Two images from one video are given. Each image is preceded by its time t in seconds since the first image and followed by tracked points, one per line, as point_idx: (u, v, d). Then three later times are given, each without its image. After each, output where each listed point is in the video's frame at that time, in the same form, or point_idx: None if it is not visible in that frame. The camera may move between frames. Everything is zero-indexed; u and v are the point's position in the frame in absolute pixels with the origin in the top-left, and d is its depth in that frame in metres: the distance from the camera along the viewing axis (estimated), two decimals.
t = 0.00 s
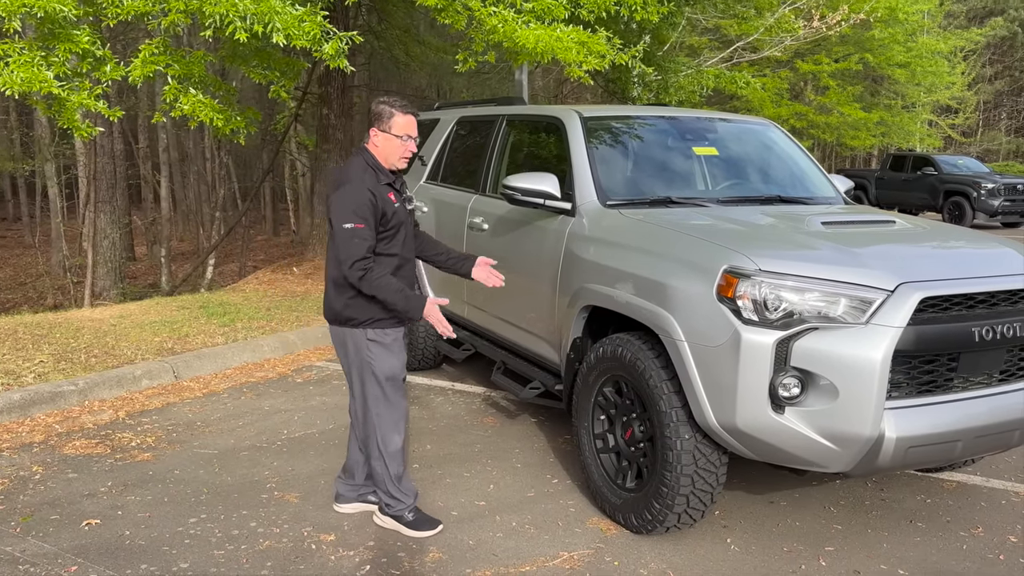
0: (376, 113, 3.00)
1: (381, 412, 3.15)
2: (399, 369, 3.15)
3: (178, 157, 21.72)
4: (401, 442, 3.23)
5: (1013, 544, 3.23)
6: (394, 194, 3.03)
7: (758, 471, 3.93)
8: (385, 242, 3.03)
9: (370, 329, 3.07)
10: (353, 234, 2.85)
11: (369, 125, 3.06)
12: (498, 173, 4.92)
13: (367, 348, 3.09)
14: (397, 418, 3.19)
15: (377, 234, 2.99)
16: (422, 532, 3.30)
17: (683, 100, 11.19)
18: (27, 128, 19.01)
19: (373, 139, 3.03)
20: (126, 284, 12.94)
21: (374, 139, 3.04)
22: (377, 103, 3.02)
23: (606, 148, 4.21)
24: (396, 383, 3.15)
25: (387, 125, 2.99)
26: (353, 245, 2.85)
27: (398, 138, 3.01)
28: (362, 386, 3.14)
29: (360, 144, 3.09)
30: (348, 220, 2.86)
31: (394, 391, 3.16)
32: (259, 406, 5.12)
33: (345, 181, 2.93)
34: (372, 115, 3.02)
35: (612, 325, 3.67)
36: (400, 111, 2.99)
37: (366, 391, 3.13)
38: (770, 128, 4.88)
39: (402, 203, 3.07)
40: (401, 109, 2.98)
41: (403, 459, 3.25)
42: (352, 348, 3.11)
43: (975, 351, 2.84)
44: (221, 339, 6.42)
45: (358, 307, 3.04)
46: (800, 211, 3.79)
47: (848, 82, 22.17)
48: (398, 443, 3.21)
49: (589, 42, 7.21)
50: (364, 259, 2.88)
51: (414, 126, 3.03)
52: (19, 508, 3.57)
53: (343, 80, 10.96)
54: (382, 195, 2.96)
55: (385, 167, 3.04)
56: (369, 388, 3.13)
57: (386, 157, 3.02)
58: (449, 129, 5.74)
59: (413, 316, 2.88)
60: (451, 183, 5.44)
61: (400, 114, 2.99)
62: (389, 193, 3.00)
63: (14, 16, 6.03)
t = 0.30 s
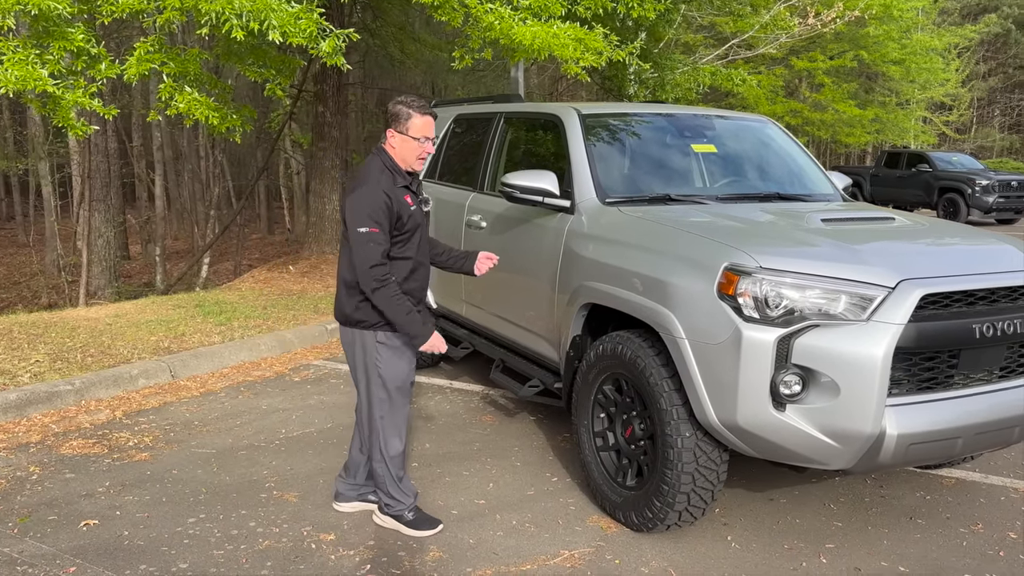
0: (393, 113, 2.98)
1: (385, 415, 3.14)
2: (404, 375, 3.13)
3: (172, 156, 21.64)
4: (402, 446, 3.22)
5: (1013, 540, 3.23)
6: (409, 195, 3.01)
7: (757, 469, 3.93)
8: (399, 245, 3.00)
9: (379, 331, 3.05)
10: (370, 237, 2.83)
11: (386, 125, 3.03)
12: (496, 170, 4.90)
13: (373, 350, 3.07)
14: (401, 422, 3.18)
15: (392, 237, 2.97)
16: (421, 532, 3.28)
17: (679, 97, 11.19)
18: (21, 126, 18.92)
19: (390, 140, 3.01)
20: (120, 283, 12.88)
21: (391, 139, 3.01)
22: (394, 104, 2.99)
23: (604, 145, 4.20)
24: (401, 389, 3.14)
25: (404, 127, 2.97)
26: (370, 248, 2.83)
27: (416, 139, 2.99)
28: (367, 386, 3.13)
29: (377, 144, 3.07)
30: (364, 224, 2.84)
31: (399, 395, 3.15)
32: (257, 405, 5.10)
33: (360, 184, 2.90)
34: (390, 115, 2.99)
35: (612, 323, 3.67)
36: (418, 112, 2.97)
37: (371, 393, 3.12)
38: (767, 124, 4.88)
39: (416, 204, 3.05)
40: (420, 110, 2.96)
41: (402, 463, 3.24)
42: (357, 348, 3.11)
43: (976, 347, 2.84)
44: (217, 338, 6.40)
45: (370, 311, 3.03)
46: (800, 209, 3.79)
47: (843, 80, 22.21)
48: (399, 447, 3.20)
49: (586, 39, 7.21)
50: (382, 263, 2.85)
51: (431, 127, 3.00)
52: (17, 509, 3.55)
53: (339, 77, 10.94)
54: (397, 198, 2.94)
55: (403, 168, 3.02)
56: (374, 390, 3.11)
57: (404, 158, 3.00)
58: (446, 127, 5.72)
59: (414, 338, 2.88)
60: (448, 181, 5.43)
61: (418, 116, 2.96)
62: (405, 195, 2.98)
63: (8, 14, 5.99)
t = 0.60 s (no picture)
0: (411, 114, 2.94)
1: (384, 413, 3.13)
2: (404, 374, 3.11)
3: (164, 152, 21.52)
4: (400, 445, 3.21)
5: (1010, 533, 3.24)
6: (418, 197, 2.98)
7: (755, 463, 3.93)
8: (406, 247, 2.98)
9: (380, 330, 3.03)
10: (377, 242, 2.81)
11: (401, 124, 2.99)
12: (492, 165, 4.87)
13: (373, 348, 3.05)
14: (400, 421, 3.17)
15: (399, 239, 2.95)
16: (418, 529, 3.28)
17: (674, 92, 11.17)
18: (11, 123, 18.78)
19: (404, 139, 2.98)
20: (113, 279, 12.81)
21: (406, 139, 2.99)
22: (413, 104, 2.94)
23: (599, 140, 4.18)
24: (401, 388, 3.13)
25: (421, 130, 2.94)
26: (377, 254, 2.81)
27: (432, 142, 2.98)
28: (367, 384, 3.11)
29: (388, 141, 3.03)
30: (372, 227, 2.81)
31: (399, 395, 3.13)
32: (252, 402, 5.07)
33: (370, 185, 2.86)
34: (407, 116, 2.95)
35: (608, 318, 3.65)
36: (437, 115, 2.95)
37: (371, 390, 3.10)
38: (763, 118, 4.87)
39: (424, 205, 3.03)
40: (439, 114, 2.94)
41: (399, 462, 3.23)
42: (357, 345, 3.09)
43: (974, 341, 2.83)
44: (211, 335, 6.36)
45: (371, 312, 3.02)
46: (796, 202, 3.78)
47: (837, 75, 22.22)
48: (397, 446, 3.19)
49: (580, 33, 7.17)
50: (388, 269, 2.84)
51: (446, 131, 2.99)
52: (10, 507, 3.53)
53: (332, 72, 10.89)
54: (406, 200, 2.91)
55: (414, 168, 3.02)
56: (374, 388, 3.09)
57: (416, 159, 2.99)
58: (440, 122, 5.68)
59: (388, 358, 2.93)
60: (444, 176, 5.40)
61: (436, 120, 2.94)
62: (413, 197, 2.96)
63: None
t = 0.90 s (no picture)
0: (413, 112, 2.89)
1: (375, 410, 3.08)
2: (396, 371, 3.07)
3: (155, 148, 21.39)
4: (393, 442, 3.16)
5: (1011, 530, 3.22)
6: (418, 197, 2.94)
7: (754, 460, 3.90)
8: (405, 247, 2.94)
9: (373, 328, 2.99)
10: (376, 242, 2.76)
11: (402, 122, 2.94)
12: (488, 160, 4.82)
13: (365, 344, 3.01)
14: (393, 418, 3.13)
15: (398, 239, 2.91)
16: (414, 528, 3.24)
17: (669, 87, 11.15)
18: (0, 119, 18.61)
19: (405, 138, 2.93)
20: (104, 277, 12.71)
21: (407, 137, 2.94)
22: (415, 102, 2.90)
23: (595, 134, 4.14)
24: (393, 385, 3.08)
25: (423, 129, 2.89)
26: (376, 255, 2.76)
27: (433, 142, 2.93)
28: (356, 380, 3.07)
29: (389, 138, 2.98)
30: (372, 227, 2.76)
31: (390, 391, 3.09)
32: (245, 400, 5.02)
33: (371, 184, 2.81)
34: (409, 114, 2.90)
35: (606, 315, 3.61)
36: (439, 115, 2.89)
37: (360, 387, 3.06)
38: (760, 113, 4.83)
39: (423, 205, 2.98)
40: (441, 112, 2.89)
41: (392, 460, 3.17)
42: (349, 341, 3.04)
43: (976, 336, 2.81)
44: (204, 333, 6.30)
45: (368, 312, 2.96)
46: (794, 197, 3.76)
47: (830, 70, 22.24)
48: (390, 444, 3.14)
49: (575, 27, 7.12)
50: (387, 269, 2.79)
51: (448, 131, 2.94)
52: None
53: (325, 68, 10.82)
54: (406, 200, 2.87)
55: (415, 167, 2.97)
56: (364, 384, 3.05)
57: (416, 158, 2.94)
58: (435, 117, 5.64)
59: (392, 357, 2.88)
60: (439, 171, 5.36)
61: (438, 119, 2.89)
62: (413, 197, 2.91)
63: None
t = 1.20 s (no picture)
0: (411, 103, 2.82)
1: (373, 409, 3.00)
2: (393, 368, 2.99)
3: (144, 144, 21.18)
4: (390, 443, 3.07)
5: (1020, 529, 3.17)
6: (415, 191, 2.86)
7: (757, 459, 3.84)
8: (403, 242, 2.86)
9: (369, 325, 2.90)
10: (373, 238, 2.68)
11: (399, 114, 2.87)
12: (485, 155, 4.74)
13: (363, 342, 2.93)
14: (390, 417, 3.05)
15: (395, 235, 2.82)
16: (412, 531, 3.16)
17: (665, 82, 11.10)
18: None
19: (402, 130, 2.85)
20: (93, 274, 12.55)
21: (404, 130, 2.86)
22: (412, 92, 2.82)
23: (593, 128, 4.06)
24: (390, 384, 3.00)
25: (421, 120, 2.82)
26: (373, 251, 2.68)
27: (431, 133, 2.85)
28: (353, 379, 2.99)
29: (386, 130, 2.90)
30: (369, 223, 2.68)
31: (387, 390, 3.01)
32: (238, 400, 4.93)
33: (367, 178, 2.73)
34: (406, 105, 2.83)
35: (608, 312, 3.54)
36: (437, 106, 2.83)
37: (357, 386, 2.98)
38: (761, 106, 4.76)
39: (421, 199, 2.90)
40: (440, 103, 2.82)
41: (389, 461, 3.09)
42: (346, 339, 2.96)
43: (987, 333, 2.76)
44: (195, 330, 6.20)
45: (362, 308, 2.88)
46: (798, 191, 3.70)
47: (823, 65, 22.21)
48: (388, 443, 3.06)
49: (572, 19, 7.04)
50: (385, 265, 2.71)
51: (447, 122, 2.87)
52: None
53: (317, 62, 10.69)
54: (404, 194, 2.78)
55: (413, 161, 2.89)
56: (361, 383, 2.97)
57: (414, 151, 2.86)
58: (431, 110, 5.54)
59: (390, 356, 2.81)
60: (434, 166, 5.28)
61: (437, 110, 2.83)
62: (411, 191, 2.83)
63: None
